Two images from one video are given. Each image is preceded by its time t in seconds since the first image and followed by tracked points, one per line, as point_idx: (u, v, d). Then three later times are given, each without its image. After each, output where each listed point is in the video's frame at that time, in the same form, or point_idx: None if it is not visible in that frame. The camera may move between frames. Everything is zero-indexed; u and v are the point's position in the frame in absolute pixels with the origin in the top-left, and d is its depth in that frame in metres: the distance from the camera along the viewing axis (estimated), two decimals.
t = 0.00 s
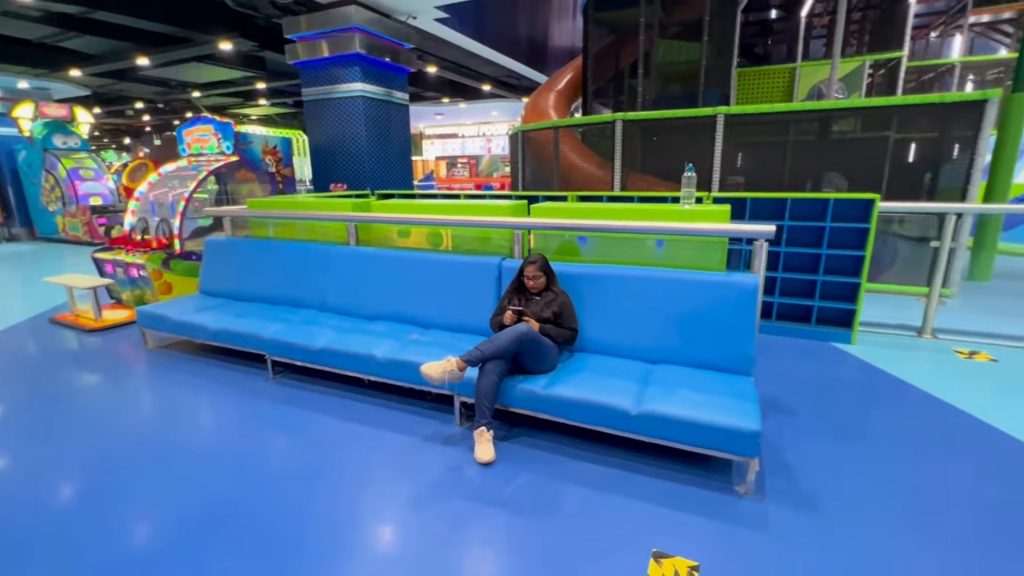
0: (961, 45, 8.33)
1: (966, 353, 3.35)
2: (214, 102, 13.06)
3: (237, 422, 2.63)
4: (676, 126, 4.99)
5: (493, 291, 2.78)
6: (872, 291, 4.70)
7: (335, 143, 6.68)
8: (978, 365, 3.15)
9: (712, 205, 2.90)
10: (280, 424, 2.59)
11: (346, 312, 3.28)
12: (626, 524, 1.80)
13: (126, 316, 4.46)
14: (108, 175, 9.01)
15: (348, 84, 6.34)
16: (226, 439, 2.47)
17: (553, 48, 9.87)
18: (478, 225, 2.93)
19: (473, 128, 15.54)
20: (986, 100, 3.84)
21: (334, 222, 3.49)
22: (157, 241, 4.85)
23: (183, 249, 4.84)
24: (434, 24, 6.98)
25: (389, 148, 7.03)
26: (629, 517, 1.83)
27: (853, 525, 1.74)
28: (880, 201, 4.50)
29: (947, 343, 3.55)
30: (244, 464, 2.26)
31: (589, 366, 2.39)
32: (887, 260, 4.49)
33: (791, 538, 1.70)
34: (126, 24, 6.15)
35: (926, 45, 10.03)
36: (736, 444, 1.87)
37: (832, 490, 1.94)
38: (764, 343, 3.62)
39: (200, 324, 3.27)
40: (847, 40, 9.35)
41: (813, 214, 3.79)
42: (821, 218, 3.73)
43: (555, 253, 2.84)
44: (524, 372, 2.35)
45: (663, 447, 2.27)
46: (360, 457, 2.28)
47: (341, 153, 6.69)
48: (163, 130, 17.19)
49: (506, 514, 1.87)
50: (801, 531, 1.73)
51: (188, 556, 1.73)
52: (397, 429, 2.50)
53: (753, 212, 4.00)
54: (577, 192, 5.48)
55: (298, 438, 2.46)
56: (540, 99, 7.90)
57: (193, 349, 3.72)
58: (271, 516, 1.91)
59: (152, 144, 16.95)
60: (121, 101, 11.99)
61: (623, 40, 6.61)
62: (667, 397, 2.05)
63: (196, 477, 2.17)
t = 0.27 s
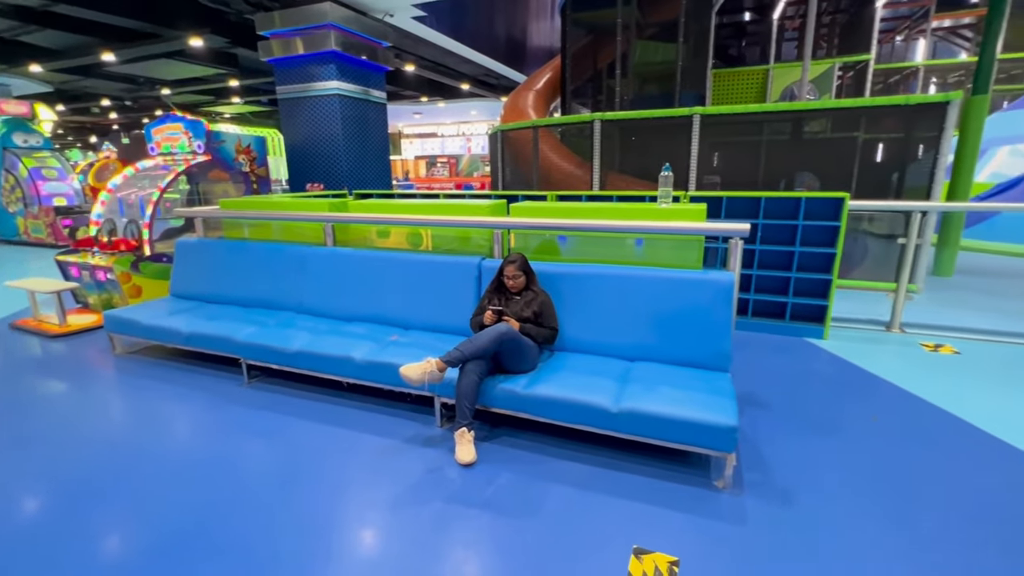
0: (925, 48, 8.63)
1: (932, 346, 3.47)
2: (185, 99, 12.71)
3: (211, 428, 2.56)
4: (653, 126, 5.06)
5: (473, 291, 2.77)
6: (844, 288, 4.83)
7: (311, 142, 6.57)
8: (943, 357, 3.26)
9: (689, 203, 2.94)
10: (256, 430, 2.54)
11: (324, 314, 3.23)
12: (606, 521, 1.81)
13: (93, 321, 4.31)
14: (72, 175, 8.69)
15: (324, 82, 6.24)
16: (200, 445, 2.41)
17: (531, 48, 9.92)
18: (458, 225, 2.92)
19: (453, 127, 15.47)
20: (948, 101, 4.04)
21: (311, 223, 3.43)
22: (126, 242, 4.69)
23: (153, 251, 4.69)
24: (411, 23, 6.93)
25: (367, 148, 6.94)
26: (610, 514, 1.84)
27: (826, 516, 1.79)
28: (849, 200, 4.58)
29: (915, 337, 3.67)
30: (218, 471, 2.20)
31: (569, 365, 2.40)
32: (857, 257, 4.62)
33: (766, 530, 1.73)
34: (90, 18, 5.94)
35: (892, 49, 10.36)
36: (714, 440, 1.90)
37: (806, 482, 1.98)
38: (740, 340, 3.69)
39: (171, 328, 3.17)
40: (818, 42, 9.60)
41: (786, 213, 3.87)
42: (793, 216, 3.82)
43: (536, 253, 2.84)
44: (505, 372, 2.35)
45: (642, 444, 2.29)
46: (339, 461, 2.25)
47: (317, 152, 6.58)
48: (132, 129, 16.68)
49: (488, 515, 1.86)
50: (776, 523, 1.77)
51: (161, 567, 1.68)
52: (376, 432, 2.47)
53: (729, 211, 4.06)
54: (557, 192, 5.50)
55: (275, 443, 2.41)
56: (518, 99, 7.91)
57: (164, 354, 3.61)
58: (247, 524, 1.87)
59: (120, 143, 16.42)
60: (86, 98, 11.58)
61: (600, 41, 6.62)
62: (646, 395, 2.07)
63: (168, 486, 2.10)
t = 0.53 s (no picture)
0: (890, 51, 8.94)
1: (898, 340, 3.59)
2: (153, 96, 12.34)
3: (182, 434, 2.49)
4: (630, 126, 5.10)
5: (453, 292, 2.75)
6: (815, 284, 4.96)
7: (285, 141, 6.44)
8: (909, 350, 3.38)
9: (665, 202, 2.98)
10: (230, 435, 2.47)
11: (300, 316, 3.17)
12: (587, 519, 1.82)
13: (56, 326, 4.15)
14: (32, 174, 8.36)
15: (298, 80, 6.12)
16: (171, 453, 2.33)
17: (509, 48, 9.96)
18: (436, 225, 2.90)
19: (431, 126, 15.33)
20: (913, 102, 4.10)
21: (286, 223, 3.37)
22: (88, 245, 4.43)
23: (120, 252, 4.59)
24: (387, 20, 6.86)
25: (343, 147, 6.84)
26: (590, 512, 1.85)
27: (800, 507, 1.83)
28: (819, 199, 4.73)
29: (882, 331, 3.79)
30: (191, 479, 2.14)
31: (549, 364, 2.40)
32: (828, 254, 4.75)
33: (744, 523, 1.76)
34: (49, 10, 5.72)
35: (859, 51, 10.71)
36: (692, 435, 1.93)
37: (781, 475, 2.03)
38: (717, 336, 3.76)
39: (140, 333, 3.07)
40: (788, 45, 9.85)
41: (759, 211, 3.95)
42: (767, 215, 3.90)
43: (515, 252, 2.84)
44: (485, 372, 2.34)
45: (622, 442, 2.31)
46: (317, 465, 2.21)
47: (292, 152, 6.45)
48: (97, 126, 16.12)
49: (469, 516, 1.85)
50: (754, 516, 1.80)
51: None
52: (355, 435, 2.43)
53: (704, 210, 4.13)
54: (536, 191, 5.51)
55: (251, 449, 2.35)
56: (497, 98, 7.92)
57: (133, 359, 3.50)
58: (222, 532, 1.82)
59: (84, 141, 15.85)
60: (47, 94, 11.15)
61: (577, 41, 6.74)
62: (625, 393, 2.09)
63: (137, 495, 2.03)
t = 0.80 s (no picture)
0: (856, 55, 9.24)
1: (866, 334, 3.71)
2: (117, 94, 11.92)
3: (152, 443, 2.41)
4: (607, 126, 5.16)
5: (431, 292, 2.73)
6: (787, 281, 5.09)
7: (258, 140, 6.30)
8: (875, 344, 3.50)
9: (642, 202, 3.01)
10: (202, 442, 2.40)
11: (275, 319, 3.10)
12: (568, 517, 1.82)
13: (14, 333, 3.97)
14: None
15: (271, 77, 5.99)
16: (140, 462, 2.26)
17: (486, 47, 9.95)
18: (414, 225, 2.87)
19: (409, 125, 14.83)
20: (877, 104, 4.26)
21: (260, 224, 3.29)
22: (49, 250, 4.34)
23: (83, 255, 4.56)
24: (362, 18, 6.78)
25: (318, 146, 6.73)
26: (571, 510, 1.86)
27: (775, 499, 1.87)
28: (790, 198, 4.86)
29: (851, 326, 3.91)
30: (162, 487, 2.07)
31: (528, 363, 2.40)
32: (800, 252, 4.88)
33: (720, 517, 1.80)
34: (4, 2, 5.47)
35: (827, 54, 11.02)
36: (670, 432, 1.95)
37: (756, 468, 2.07)
38: (693, 333, 3.81)
39: (105, 338, 2.96)
40: (760, 47, 10.10)
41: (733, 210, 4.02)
42: (740, 214, 3.98)
43: (493, 252, 2.84)
44: (464, 373, 2.33)
45: (602, 440, 2.33)
46: (295, 471, 2.16)
47: (265, 151, 6.31)
48: (58, 124, 15.50)
49: (449, 518, 1.84)
50: (730, 509, 1.83)
51: None
52: (333, 439, 2.40)
53: (680, 209, 4.19)
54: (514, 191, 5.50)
55: (224, 456, 2.29)
56: (474, 98, 7.88)
57: (98, 366, 3.37)
58: (196, 542, 1.77)
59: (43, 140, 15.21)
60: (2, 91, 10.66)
61: (554, 42, 6.81)
62: (605, 391, 2.10)
63: (105, 507, 1.96)
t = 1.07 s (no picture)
0: (822, 57, 9.53)
1: (835, 329, 3.82)
2: (78, 90, 11.47)
3: (117, 452, 2.32)
4: (583, 126, 5.21)
5: (408, 293, 2.70)
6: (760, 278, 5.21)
7: (228, 139, 6.13)
8: (844, 339, 3.60)
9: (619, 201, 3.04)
10: (171, 450, 2.33)
11: (247, 322, 3.02)
12: (547, 516, 1.83)
13: None
14: None
15: (241, 75, 5.84)
16: (105, 472, 2.17)
17: (463, 46, 9.92)
18: (391, 225, 2.83)
19: (384, 125, 14.51)
20: (842, 106, 4.46)
21: (231, 225, 3.20)
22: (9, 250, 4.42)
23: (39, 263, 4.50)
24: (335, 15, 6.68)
25: (291, 145, 6.60)
26: (550, 509, 1.86)
27: (749, 493, 1.91)
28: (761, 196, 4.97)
29: (820, 321, 4.02)
30: (128, 499, 1.99)
31: (507, 363, 2.40)
32: (772, 249, 5.01)
33: (696, 511, 1.83)
34: None
35: (795, 57, 11.34)
36: (647, 428, 1.97)
37: (732, 463, 2.11)
38: (670, 330, 3.87)
39: (67, 345, 2.84)
40: (731, 49, 10.33)
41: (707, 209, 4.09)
42: (713, 213, 4.05)
43: (471, 252, 2.82)
44: (443, 374, 2.31)
45: (581, 438, 2.34)
46: (269, 478, 2.11)
47: (235, 150, 6.15)
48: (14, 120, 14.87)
49: (428, 521, 1.82)
50: (706, 504, 1.87)
51: None
52: (309, 444, 2.35)
53: (656, 208, 4.24)
54: (492, 190, 5.50)
55: (195, 463, 2.23)
56: (451, 97, 7.83)
57: (59, 373, 3.24)
58: (165, 554, 1.71)
59: None
60: None
61: (530, 41, 6.83)
62: (583, 389, 2.11)
63: (66, 521, 1.87)
